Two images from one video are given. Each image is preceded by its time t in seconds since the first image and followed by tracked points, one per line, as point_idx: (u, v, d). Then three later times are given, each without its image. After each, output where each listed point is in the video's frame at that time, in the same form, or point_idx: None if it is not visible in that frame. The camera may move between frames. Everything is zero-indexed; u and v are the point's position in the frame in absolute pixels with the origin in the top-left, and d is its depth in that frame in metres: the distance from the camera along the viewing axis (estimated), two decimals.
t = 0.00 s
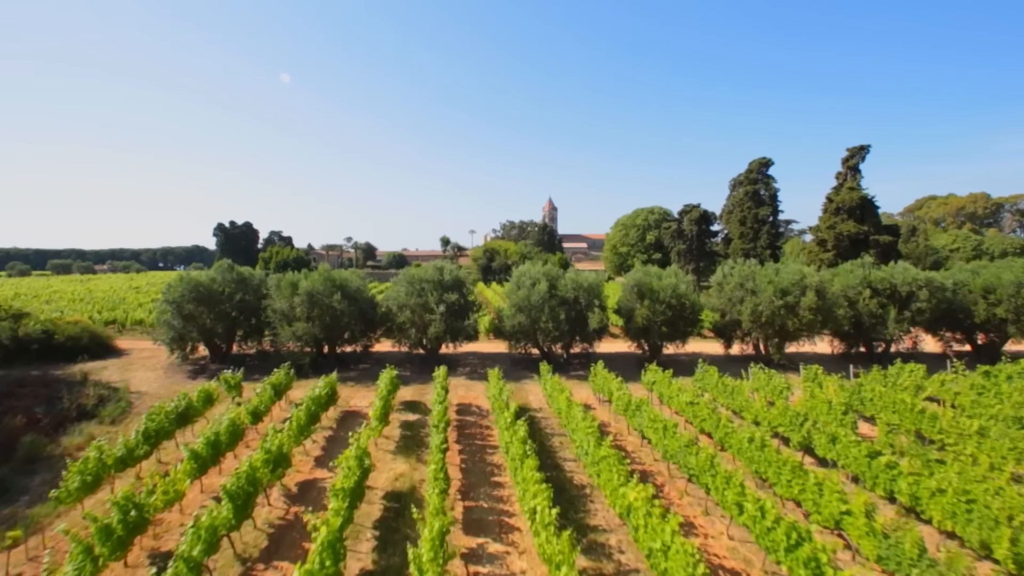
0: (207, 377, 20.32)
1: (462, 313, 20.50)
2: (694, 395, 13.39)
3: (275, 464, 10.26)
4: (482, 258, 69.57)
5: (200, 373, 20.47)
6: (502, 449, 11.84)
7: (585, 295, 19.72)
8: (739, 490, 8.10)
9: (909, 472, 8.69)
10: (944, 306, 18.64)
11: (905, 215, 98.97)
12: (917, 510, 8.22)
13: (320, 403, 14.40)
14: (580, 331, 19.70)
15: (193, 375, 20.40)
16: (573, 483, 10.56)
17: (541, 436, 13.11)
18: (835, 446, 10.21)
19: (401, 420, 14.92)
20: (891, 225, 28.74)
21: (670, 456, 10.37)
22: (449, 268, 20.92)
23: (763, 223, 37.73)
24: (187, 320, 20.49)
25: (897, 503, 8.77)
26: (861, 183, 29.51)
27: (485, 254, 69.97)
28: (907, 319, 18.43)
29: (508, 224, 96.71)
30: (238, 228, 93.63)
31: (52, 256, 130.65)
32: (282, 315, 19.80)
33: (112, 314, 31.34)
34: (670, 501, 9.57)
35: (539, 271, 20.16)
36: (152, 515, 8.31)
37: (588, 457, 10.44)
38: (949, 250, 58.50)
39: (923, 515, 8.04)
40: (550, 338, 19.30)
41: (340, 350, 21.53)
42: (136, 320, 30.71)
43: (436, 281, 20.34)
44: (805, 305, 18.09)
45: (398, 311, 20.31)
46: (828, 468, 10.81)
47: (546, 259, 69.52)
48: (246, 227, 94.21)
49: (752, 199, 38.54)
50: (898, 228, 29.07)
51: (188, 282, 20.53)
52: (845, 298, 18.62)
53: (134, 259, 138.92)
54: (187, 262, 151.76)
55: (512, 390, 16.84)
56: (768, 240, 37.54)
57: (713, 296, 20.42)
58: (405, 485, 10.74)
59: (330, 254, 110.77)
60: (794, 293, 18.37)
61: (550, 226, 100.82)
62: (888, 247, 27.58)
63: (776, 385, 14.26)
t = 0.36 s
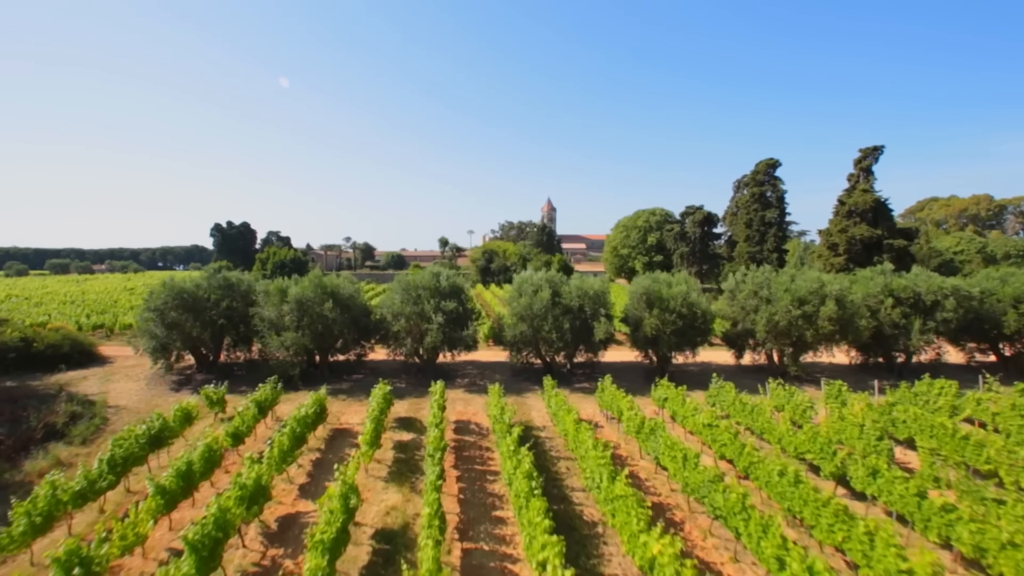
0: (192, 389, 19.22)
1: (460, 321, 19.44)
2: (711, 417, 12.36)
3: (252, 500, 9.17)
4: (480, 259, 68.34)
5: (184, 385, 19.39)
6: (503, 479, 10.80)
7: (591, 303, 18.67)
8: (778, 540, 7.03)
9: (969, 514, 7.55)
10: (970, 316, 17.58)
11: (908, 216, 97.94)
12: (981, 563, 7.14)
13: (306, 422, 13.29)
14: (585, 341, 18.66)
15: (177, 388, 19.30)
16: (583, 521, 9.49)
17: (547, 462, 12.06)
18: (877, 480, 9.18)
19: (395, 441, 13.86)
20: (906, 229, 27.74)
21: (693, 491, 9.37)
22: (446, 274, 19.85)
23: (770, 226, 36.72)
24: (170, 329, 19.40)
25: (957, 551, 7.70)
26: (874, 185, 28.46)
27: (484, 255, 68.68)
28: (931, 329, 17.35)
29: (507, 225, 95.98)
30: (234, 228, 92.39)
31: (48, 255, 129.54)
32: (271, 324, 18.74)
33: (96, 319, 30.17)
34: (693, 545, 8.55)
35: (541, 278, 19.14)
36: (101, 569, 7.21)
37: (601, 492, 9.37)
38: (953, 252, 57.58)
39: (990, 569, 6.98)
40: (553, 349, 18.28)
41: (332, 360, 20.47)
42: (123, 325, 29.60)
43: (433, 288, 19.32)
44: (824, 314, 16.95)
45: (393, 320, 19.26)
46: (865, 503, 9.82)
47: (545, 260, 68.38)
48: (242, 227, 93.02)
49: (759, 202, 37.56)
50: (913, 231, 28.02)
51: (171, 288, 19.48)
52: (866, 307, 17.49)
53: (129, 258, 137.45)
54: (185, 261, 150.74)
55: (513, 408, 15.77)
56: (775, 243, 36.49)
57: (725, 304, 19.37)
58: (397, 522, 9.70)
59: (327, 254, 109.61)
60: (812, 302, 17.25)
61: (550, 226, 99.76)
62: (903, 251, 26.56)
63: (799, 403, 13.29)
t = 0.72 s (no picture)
0: (173, 404, 18.04)
1: (458, 332, 18.21)
2: (734, 443, 11.15)
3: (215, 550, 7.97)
4: (479, 261, 67.00)
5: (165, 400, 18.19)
6: (507, 519, 9.63)
7: (598, 314, 17.45)
8: None
9: None
10: (1005, 328, 16.28)
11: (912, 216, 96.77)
12: None
13: (289, 448, 12.08)
14: (592, 354, 17.46)
15: (156, 403, 18.09)
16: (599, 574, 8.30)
17: (555, 496, 10.89)
18: (938, 529, 8.10)
19: (386, 467, 12.65)
20: (924, 232, 26.46)
21: (727, 541, 8.30)
22: (443, 281, 18.64)
23: (778, 228, 35.57)
24: (149, 340, 18.19)
25: None
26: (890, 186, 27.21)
27: (483, 255, 67.46)
28: (964, 342, 16.04)
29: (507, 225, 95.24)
30: (231, 228, 91.14)
31: (44, 255, 128.32)
32: (256, 335, 17.53)
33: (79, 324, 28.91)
34: None
35: (545, 286, 17.94)
36: None
37: (619, 541, 8.17)
38: (960, 253, 56.48)
39: None
40: (558, 362, 17.09)
41: (322, 372, 19.25)
42: (109, 331, 28.39)
43: (429, 296, 18.10)
44: (849, 327, 15.53)
45: (387, 331, 18.03)
46: (919, 551, 8.77)
47: (545, 262, 67.19)
48: (241, 227, 91.82)
49: (767, 204, 36.41)
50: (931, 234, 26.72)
51: (150, 296, 18.26)
52: (894, 318, 16.07)
53: (125, 258, 136.09)
54: (182, 261, 149.55)
55: (515, 429, 14.60)
56: (784, 246, 35.36)
57: (740, 314, 18.14)
58: (385, 572, 8.53)
59: (324, 254, 108.42)
60: (835, 313, 15.91)
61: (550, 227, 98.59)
62: (921, 256, 25.34)
63: (829, 426, 12.23)
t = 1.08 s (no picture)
0: (148, 423, 16.70)
1: (456, 345, 16.93)
2: (766, 476, 9.91)
3: None
4: (477, 262, 65.61)
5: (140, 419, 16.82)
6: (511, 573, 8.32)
7: (606, 325, 16.20)
8: None
9: None
10: None
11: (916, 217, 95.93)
12: None
13: (267, 484, 10.68)
14: (600, 368, 16.30)
15: (129, 423, 16.67)
16: None
17: (566, 540, 9.64)
18: None
19: (376, 502, 11.36)
20: (943, 235, 25.68)
21: None
22: (439, 290, 17.37)
23: (788, 231, 34.92)
24: (122, 355, 16.82)
25: None
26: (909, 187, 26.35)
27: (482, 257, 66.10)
28: (1001, 356, 14.87)
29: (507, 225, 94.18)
30: (224, 229, 89.40)
31: (35, 256, 126.19)
32: (236, 349, 16.17)
33: (58, 332, 27.49)
34: None
35: (550, 295, 16.71)
36: None
37: None
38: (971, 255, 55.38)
39: None
40: (565, 378, 15.87)
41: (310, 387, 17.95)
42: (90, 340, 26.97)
43: (425, 306, 16.81)
44: (880, 339, 14.39)
45: (380, 344, 16.72)
46: None
47: (545, 263, 66.00)
48: (234, 228, 90.07)
49: (776, 206, 35.73)
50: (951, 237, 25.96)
51: (123, 307, 16.87)
52: (927, 331, 14.86)
53: (117, 258, 133.92)
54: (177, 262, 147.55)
55: (519, 456, 13.30)
56: (794, 250, 34.75)
57: (758, 325, 16.96)
58: None
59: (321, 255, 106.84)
60: (863, 324, 14.79)
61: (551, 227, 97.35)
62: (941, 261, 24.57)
63: (866, 454, 11.00)
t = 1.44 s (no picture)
0: (119, 445, 15.28)
1: (454, 360, 15.75)
2: (807, 516, 8.73)
3: None
4: (476, 264, 64.39)
5: (111, 442, 15.40)
6: None
7: (615, 338, 15.02)
8: None
9: None
10: None
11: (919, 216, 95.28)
12: None
13: (238, 526, 9.27)
14: (611, 384, 15.29)
15: (98, 446, 15.20)
16: None
17: None
18: None
19: (363, 543, 10.10)
20: (965, 237, 25.61)
21: None
22: (435, 300, 16.16)
23: (800, 232, 34.13)
24: (92, 371, 15.48)
25: None
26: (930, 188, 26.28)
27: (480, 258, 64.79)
28: None
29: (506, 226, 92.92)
30: (215, 232, 87.71)
31: (27, 257, 124.16)
32: (213, 365, 14.87)
33: (34, 341, 26.09)
34: None
35: (554, 305, 15.53)
36: None
37: None
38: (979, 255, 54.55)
39: None
40: (571, 395, 14.69)
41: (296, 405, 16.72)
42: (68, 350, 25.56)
43: (419, 318, 15.57)
44: (914, 355, 13.45)
45: (370, 359, 15.49)
46: None
47: (544, 265, 64.82)
48: (225, 231, 88.59)
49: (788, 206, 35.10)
50: (973, 241, 25.77)
51: (92, 318, 15.55)
52: (965, 345, 13.74)
53: (110, 260, 132.05)
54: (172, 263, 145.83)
55: (519, 486, 12.03)
56: (804, 253, 33.95)
57: (779, 338, 15.93)
58: None
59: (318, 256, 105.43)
60: (896, 337, 13.88)
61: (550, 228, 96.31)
62: (963, 266, 24.53)
63: (910, 487, 9.73)
